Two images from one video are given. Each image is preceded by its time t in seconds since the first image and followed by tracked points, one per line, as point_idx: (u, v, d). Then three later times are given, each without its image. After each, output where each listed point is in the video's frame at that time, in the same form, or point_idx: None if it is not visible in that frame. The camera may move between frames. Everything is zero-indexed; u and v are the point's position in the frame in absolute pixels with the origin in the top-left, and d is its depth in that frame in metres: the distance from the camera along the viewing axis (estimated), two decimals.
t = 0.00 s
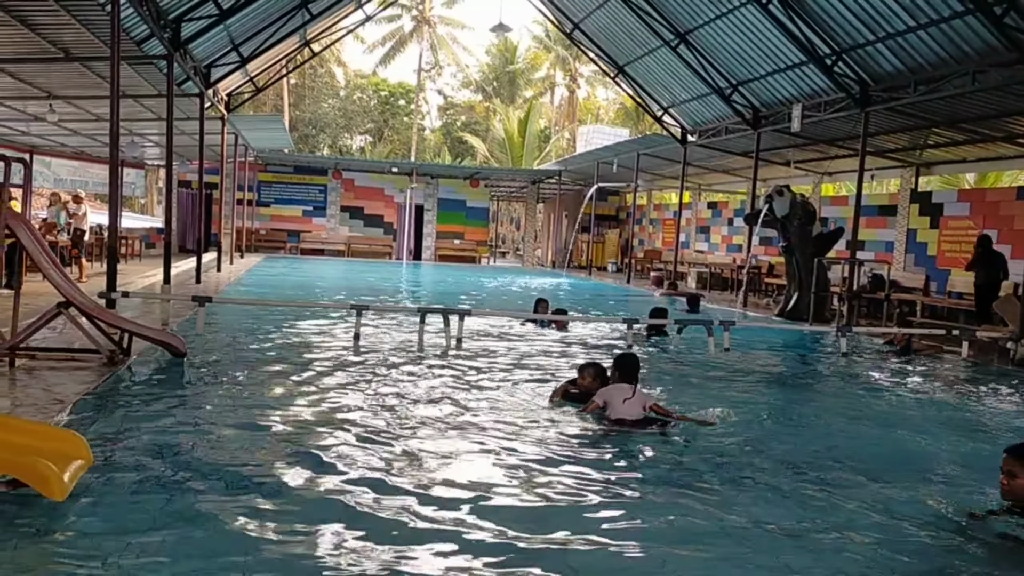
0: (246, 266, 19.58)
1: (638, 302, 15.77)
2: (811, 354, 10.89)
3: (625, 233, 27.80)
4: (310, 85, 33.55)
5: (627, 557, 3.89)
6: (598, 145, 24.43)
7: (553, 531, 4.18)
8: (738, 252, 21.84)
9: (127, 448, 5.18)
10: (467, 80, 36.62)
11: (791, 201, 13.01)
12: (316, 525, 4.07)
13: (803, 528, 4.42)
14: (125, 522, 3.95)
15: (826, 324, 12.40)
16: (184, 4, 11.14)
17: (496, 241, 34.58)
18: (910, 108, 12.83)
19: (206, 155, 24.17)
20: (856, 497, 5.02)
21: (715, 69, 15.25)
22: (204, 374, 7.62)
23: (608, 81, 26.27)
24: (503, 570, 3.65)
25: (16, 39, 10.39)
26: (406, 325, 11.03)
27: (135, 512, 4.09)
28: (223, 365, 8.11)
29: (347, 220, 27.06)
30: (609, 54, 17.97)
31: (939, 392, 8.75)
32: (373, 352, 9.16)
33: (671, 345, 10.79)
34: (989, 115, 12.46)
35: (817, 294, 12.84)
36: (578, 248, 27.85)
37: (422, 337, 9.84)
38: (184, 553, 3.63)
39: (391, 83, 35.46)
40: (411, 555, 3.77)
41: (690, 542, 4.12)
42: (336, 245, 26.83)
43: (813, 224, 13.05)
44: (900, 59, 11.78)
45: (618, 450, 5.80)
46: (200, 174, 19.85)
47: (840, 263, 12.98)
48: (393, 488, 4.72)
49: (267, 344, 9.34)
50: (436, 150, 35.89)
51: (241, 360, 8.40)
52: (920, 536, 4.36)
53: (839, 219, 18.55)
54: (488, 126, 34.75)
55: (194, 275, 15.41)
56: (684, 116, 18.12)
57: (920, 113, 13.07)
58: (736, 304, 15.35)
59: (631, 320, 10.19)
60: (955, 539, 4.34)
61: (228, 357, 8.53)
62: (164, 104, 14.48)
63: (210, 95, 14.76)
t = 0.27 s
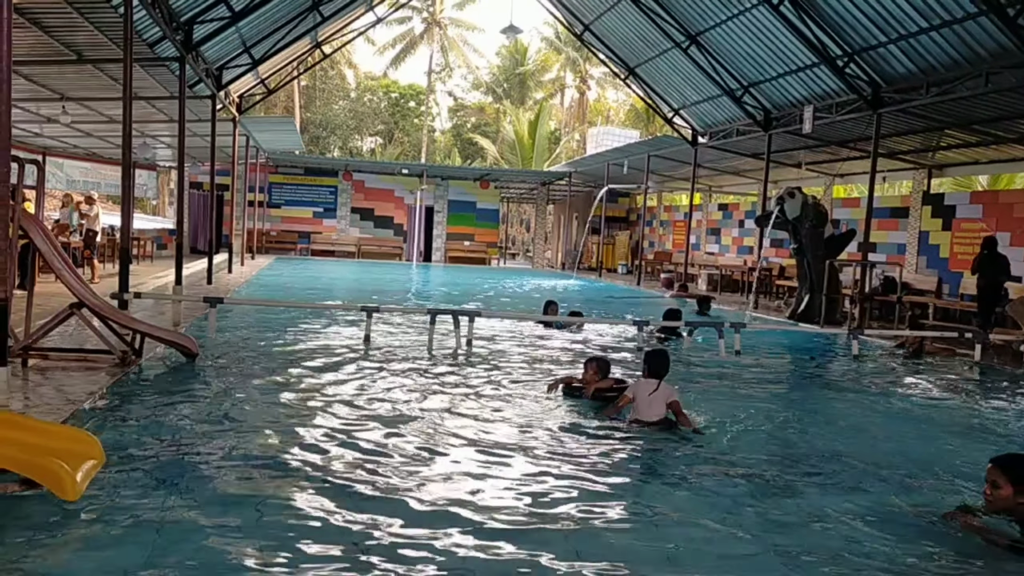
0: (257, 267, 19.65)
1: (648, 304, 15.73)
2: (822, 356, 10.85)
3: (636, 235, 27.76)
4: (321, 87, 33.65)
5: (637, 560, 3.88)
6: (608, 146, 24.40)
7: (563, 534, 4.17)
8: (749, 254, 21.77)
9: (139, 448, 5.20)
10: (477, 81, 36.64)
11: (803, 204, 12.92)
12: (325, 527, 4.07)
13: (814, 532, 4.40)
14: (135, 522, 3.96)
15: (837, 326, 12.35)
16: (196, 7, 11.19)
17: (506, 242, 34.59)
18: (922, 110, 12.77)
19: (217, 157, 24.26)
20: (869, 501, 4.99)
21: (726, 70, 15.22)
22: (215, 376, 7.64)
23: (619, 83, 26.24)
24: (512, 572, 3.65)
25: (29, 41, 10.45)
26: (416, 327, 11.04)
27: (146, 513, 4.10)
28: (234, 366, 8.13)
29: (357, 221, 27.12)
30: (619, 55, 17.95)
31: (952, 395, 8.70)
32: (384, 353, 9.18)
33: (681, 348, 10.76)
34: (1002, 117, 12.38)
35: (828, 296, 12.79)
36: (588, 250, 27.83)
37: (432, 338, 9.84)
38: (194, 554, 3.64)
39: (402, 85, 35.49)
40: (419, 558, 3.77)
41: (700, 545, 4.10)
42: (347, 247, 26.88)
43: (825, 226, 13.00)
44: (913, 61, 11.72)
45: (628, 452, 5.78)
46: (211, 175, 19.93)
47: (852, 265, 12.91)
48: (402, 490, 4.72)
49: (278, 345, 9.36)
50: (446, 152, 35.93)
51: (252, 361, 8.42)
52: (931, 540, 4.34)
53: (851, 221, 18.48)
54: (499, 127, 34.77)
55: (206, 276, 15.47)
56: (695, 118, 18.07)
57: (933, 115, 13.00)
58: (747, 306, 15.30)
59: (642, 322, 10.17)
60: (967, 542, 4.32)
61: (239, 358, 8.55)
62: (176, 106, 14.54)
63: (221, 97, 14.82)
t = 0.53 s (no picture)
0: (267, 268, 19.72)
1: (658, 305, 15.71)
2: (833, 359, 10.80)
3: (645, 237, 27.73)
4: (331, 89, 33.76)
5: (644, 564, 3.86)
6: (618, 148, 24.39)
7: (570, 537, 4.16)
8: (760, 256, 21.72)
9: (149, 448, 5.22)
10: (487, 83, 36.67)
11: (813, 205, 12.97)
12: (332, 529, 4.07)
13: (824, 536, 4.37)
14: (144, 523, 3.98)
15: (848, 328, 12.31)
16: (208, 9, 11.23)
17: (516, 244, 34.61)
18: (934, 111, 12.71)
19: (228, 158, 24.35)
20: (880, 505, 4.95)
21: (737, 72, 15.18)
22: (226, 376, 7.66)
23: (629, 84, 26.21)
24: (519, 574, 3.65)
25: (42, 43, 10.51)
26: (426, 328, 11.06)
27: (154, 513, 4.11)
28: (245, 367, 8.15)
29: (367, 222, 27.18)
30: (629, 56, 17.93)
31: (963, 398, 8.65)
32: (394, 355, 9.19)
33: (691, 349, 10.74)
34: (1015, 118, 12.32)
35: (839, 298, 12.75)
36: (597, 252, 27.81)
37: (442, 339, 9.85)
38: (199, 555, 3.64)
39: (411, 87, 35.53)
40: (425, 560, 3.77)
41: (709, 549, 4.08)
42: (356, 248, 26.96)
43: (835, 228, 12.95)
44: (925, 62, 11.67)
45: (637, 455, 5.77)
46: (222, 177, 20.01)
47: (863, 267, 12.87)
48: (410, 491, 4.72)
49: (288, 346, 9.39)
50: (456, 153, 35.97)
51: (263, 362, 8.45)
52: (942, 544, 4.32)
53: (862, 223, 18.42)
54: (509, 129, 34.81)
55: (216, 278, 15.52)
56: (705, 119, 18.04)
57: (945, 116, 12.94)
58: (758, 308, 15.26)
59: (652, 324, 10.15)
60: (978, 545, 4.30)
61: (249, 358, 8.57)
62: (187, 107, 14.60)
63: (232, 99, 14.87)
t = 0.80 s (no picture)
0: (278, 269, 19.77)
1: (667, 308, 15.70)
2: (844, 361, 10.77)
3: (655, 238, 27.70)
4: (341, 91, 33.87)
5: (651, 566, 3.85)
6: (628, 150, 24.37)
7: (578, 538, 4.17)
8: (770, 258, 21.67)
9: (159, 449, 5.24)
10: (497, 85, 36.70)
11: (824, 207, 12.93)
12: (339, 530, 4.08)
13: (833, 539, 4.35)
14: (152, 523, 3.99)
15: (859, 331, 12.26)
16: (219, 11, 11.30)
17: (525, 246, 34.61)
18: (945, 113, 12.66)
19: (239, 160, 24.45)
20: (890, 508, 4.94)
21: (747, 74, 15.16)
22: (236, 377, 7.70)
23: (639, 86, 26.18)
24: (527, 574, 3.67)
25: (54, 46, 10.58)
26: (436, 330, 11.08)
27: (164, 513, 4.12)
28: (256, 368, 8.19)
29: (377, 224, 27.23)
30: (639, 58, 17.92)
31: (975, 400, 8.62)
32: (404, 356, 9.22)
33: (701, 352, 10.72)
34: None
35: (849, 301, 12.71)
36: (607, 253, 27.78)
37: (451, 341, 9.87)
38: (207, 555, 3.65)
39: (421, 89, 35.59)
40: (431, 562, 3.77)
41: (717, 551, 4.07)
42: (366, 249, 27.01)
43: (846, 230, 12.90)
44: (936, 63, 11.63)
45: (646, 457, 5.76)
46: (233, 179, 20.09)
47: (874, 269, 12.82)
48: (418, 493, 4.73)
49: (299, 347, 9.43)
50: (466, 155, 36.02)
51: (273, 363, 8.49)
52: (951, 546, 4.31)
53: (873, 225, 18.36)
54: (518, 131, 34.81)
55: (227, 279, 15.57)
56: (715, 121, 18.01)
57: (956, 118, 12.89)
58: (768, 311, 15.22)
59: (661, 326, 10.15)
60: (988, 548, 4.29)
61: (260, 359, 8.62)
62: (198, 109, 14.68)
63: (243, 101, 14.93)
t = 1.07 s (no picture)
0: (288, 270, 19.81)
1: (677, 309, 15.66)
2: (855, 364, 10.74)
3: (665, 240, 27.65)
4: (351, 92, 33.96)
5: (661, 568, 3.85)
6: (638, 151, 24.34)
7: (588, 540, 4.17)
8: (780, 260, 21.61)
9: (171, 449, 5.25)
10: (507, 86, 36.69)
11: (835, 209, 12.86)
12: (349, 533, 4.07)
13: (845, 542, 4.33)
14: (163, 524, 3.99)
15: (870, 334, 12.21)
16: (230, 13, 11.33)
17: (535, 248, 34.60)
18: (958, 114, 12.60)
19: (249, 162, 24.53)
20: (903, 511, 4.91)
21: (758, 75, 15.12)
22: (247, 378, 7.72)
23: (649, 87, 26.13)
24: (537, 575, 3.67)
25: (67, 48, 10.64)
26: (446, 331, 11.09)
27: (175, 515, 4.13)
28: (267, 369, 8.22)
29: (387, 225, 27.27)
30: (650, 60, 17.89)
31: (987, 403, 8.57)
32: (414, 357, 9.23)
33: (711, 354, 10.70)
34: None
35: (860, 303, 12.65)
36: (617, 255, 27.74)
37: (461, 343, 9.88)
38: (216, 557, 3.65)
39: (431, 90, 35.62)
40: (440, 562, 3.78)
41: (729, 555, 4.05)
42: (376, 251, 27.06)
43: (857, 232, 12.84)
44: (948, 65, 11.58)
45: (657, 459, 5.75)
46: (244, 181, 20.16)
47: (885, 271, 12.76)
48: (428, 494, 4.74)
49: (309, 347, 9.45)
50: (475, 156, 36.03)
51: (284, 364, 8.51)
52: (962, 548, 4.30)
53: (884, 227, 18.29)
54: (528, 132, 34.80)
55: (237, 280, 15.62)
56: (726, 123, 17.97)
57: (969, 120, 12.82)
58: (778, 313, 15.16)
59: (671, 328, 10.13)
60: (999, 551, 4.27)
61: (271, 360, 8.65)
62: (210, 111, 14.74)
63: (255, 103, 14.99)
